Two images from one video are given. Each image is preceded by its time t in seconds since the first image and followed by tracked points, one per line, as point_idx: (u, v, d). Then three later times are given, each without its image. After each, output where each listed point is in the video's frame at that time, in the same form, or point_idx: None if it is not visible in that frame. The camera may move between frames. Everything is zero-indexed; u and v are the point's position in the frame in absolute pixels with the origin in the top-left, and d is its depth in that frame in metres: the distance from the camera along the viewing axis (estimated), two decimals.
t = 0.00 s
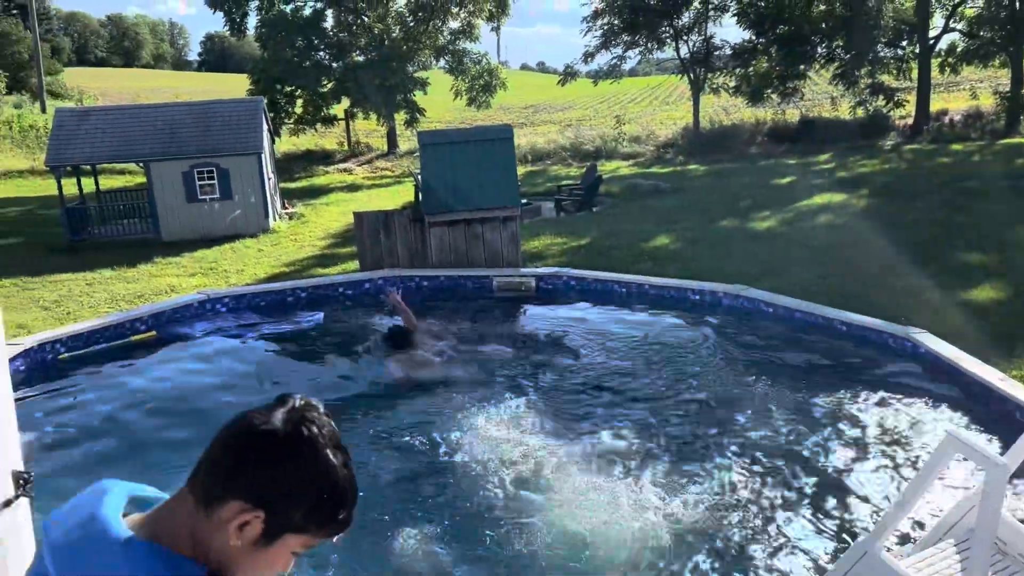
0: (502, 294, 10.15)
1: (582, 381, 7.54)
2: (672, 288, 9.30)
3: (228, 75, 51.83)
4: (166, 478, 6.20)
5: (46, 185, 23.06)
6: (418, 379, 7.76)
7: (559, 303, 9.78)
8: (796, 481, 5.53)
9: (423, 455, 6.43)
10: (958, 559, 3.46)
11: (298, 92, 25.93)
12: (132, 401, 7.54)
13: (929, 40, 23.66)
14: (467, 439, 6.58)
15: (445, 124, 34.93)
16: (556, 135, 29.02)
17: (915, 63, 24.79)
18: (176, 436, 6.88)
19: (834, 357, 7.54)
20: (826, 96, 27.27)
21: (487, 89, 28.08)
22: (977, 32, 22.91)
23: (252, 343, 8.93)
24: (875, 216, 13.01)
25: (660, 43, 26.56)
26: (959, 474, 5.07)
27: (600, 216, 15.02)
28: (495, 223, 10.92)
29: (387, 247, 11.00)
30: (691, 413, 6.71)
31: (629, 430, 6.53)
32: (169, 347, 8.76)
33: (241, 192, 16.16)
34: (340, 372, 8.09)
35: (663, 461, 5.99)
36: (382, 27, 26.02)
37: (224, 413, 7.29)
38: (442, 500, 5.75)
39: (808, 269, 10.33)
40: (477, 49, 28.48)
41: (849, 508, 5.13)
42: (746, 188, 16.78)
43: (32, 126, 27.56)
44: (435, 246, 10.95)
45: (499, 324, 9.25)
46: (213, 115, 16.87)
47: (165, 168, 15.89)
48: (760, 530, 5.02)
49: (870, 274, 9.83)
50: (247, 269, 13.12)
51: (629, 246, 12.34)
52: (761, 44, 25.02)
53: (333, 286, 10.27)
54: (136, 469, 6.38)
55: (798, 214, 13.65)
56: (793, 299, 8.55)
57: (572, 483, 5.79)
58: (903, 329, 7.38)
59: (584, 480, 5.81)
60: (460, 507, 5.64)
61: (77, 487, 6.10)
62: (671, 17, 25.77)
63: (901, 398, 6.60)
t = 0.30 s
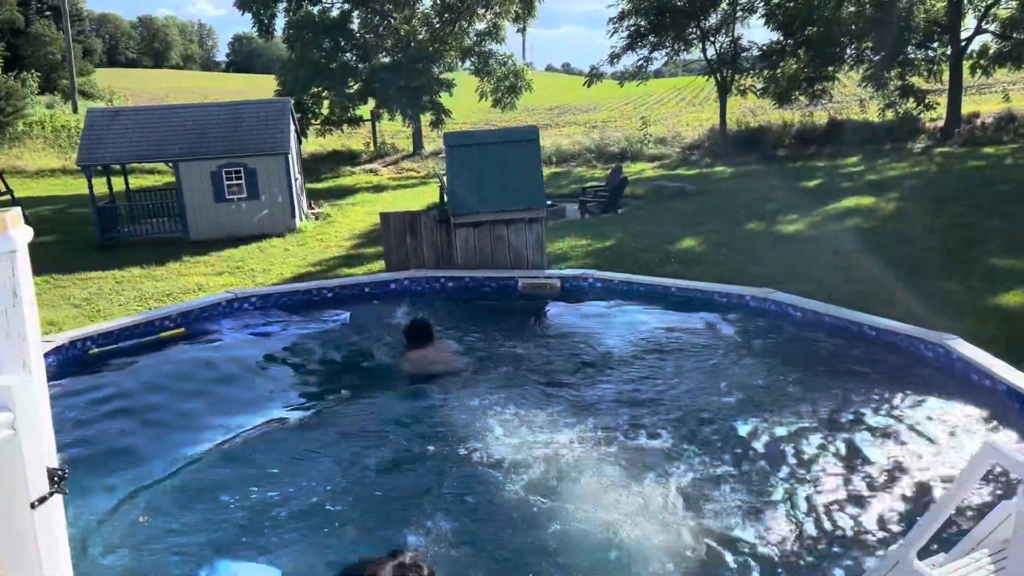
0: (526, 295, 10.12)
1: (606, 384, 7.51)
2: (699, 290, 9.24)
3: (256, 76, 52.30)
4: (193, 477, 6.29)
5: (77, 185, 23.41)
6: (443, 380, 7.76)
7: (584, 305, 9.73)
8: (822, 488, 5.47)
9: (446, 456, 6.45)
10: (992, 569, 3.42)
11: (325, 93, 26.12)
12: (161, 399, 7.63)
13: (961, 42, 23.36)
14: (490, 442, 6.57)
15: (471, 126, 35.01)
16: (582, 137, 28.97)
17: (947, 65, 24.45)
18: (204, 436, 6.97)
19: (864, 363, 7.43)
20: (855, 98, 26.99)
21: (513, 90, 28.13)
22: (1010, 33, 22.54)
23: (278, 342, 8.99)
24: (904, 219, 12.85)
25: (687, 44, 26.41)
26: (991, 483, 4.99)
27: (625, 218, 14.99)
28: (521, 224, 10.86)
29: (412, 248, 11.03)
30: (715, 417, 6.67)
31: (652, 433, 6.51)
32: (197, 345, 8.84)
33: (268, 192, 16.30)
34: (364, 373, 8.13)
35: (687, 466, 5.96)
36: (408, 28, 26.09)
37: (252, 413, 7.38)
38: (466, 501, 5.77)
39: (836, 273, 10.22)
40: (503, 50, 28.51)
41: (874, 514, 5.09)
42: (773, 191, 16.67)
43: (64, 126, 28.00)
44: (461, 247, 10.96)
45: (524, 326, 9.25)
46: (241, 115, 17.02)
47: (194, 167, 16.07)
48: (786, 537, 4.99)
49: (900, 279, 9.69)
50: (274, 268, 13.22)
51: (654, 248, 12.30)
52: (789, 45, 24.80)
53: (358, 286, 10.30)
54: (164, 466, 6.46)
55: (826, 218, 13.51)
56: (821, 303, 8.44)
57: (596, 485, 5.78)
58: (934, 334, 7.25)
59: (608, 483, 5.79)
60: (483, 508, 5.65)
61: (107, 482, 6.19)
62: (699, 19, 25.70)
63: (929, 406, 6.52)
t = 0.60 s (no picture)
0: (547, 296, 10.10)
1: (628, 387, 7.48)
2: (721, 292, 9.17)
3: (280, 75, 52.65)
4: (216, 474, 6.35)
5: (103, 182, 23.67)
6: (464, 381, 7.75)
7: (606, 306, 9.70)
8: (846, 494, 5.42)
9: (467, 457, 6.45)
10: None
11: (348, 93, 26.21)
12: (185, 396, 7.71)
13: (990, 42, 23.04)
14: (511, 443, 6.57)
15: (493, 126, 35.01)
16: (604, 137, 28.87)
17: (975, 66, 24.10)
18: (227, 433, 7.02)
19: (890, 368, 7.35)
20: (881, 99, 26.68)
21: (535, 90, 28.10)
22: None
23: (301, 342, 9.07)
24: (930, 222, 12.69)
25: (710, 45, 26.27)
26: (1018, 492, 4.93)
27: (647, 218, 14.93)
28: (542, 224, 10.83)
29: (434, 247, 11.05)
30: (738, 422, 6.62)
31: (673, 437, 6.48)
32: (220, 343, 8.93)
33: (291, 191, 16.40)
34: (385, 372, 8.15)
35: (708, 470, 5.94)
36: (431, 28, 26.13)
37: (274, 411, 7.42)
38: (486, 502, 5.77)
39: (861, 275, 10.11)
40: (526, 50, 28.46)
41: (896, 517, 5.07)
42: (797, 192, 16.52)
43: (91, 124, 28.31)
44: (482, 247, 10.96)
45: (545, 327, 9.23)
46: (265, 114, 17.13)
47: (218, 166, 16.20)
48: (808, 542, 4.96)
49: (926, 282, 9.57)
50: (296, 267, 13.29)
51: (677, 249, 12.23)
52: (814, 45, 24.56)
53: (379, 285, 10.32)
54: (188, 463, 6.53)
55: (852, 220, 13.37)
56: (846, 306, 8.35)
57: (617, 488, 5.76)
58: (961, 338, 7.15)
59: (628, 486, 5.78)
60: (503, 509, 5.65)
61: (133, 477, 6.28)
62: (723, 19, 25.55)
63: (955, 411, 6.44)
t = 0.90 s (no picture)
0: (565, 295, 10.08)
1: (644, 388, 7.46)
2: (740, 293, 9.12)
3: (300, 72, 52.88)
4: (233, 470, 6.42)
5: (125, 177, 23.90)
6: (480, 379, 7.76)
7: (623, 306, 9.67)
8: (863, 498, 5.39)
9: (482, 456, 6.47)
10: None
11: (367, 90, 26.25)
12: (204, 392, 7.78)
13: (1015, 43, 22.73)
14: (527, 442, 6.57)
15: (512, 124, 34.98)
16: (622, 135, 28.74)
17: (1000, 66, 23.78)
18: (244, 430, 7.09)
19: (909, 372, 7.28)
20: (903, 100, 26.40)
21: (553, 88, 28.02)
22: None
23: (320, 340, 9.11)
24: (952, 224, 12.56)
25: (731, 44, 26.11)
26: None
27: (665, 218, 14.88)
28: (560, 223, 10.81)
29: (452, 245, 11.06)
30: (756, 424, 6.59)
31: (689, 439, 6.46)
32: (238, 340, 9.00)
33: (310, 188, 16.46)
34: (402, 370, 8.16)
35: (723, 472, 5.92)
36: (450, 26, 26.11)
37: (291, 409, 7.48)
38: (500, 501, 5.79)
39: (881, 277, 10.02)
40: (545, 48, 28.37)
41: (915, 522, 5.04)
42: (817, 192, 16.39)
43: (113, 119, 28.57)
44: (500, 246, 10.96)
45: (563, 327, 9.22)
46: (285, 111, 17.22)
47: (238, 162, 16.31)
48: (823, 545, 4.94)
49: (947, 284, 9.47)
50: (314, 263, 13.35)
51: (695, 249, 12.18)
52: (836, 45, 24.31)
53: (398, 282, 10.34)
54: (205, 458, 6.60)
55: (872, 221, 13.26)
56: (866, 309, 8.29)
57: (631, 489, 5.77)
58: (982, 342, 7.08)
59: (643, 487, 5.77)
60: (517, 508, 5.68)
61: (155, 472, 6.35)
62: (744, 18, 25.38)
63: (974, 416, 6.38)
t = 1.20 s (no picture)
0: (578, 292, 10.07)
1: (658, 386, 7.43)
2: (755, 291, 9.08)
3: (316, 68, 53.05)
4: (245, 459, 6.47)
5: (141, 171, 24.04)
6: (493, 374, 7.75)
7: (637, 303, 9.64)
8: (875, 497, 5.37)
9: (494, 450, 6.47)
10: None
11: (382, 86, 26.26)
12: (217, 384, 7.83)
13: None
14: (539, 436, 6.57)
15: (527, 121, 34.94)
16: (638, 132, 28.63)
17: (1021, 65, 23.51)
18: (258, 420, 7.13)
19: (925, 371, 7.23)
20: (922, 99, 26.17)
21: (569, 85, 27.95)
22: None
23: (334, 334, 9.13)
24: (969, 224, 12.44)
25: (747, 41, 25.85)
26: None
27: (679, 215, 14.82)
28: (574, 220, 10.79)
29: (465, 240, 11.07)
30: (769, 423, 6.56)
31: (702, 437, 6.44)
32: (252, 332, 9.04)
33: (325, 183, 16.50)
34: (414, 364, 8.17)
35: (737, 469, 5.91)
36: (466, 22, 26.11)
37: (305, 401, 7.51)
38: (511, 494, 5.81)
39: (897, 277, 9.94)
40: (561, 44, 28.25)
41: (927, 522, 5.01)
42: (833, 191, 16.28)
43: (130, 113, 28.74)
44: (514, 242, 10.95)
45: (576, 324, 9.20)
46: (300, 106, 17.28)
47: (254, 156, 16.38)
48: (834, 543, 4.92)
49: (963, 285, 9.39)
50: (329, 258, 13.39)
51: (710, 247, 12.13)
52: (855, 43, 24.04)
53: (412, 277, 10.34)
54: (218, 447, 6.64)
55: (888, 220, 13.16)
56: (882, 308, 8.23)
57: (643, 484, 5.76)
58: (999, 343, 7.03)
59: (654, 483, 5.77)
60: (529, 502, 5.69)
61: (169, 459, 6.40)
62: (761, 15, 25.27)
63: (989, 417, 6.33)
